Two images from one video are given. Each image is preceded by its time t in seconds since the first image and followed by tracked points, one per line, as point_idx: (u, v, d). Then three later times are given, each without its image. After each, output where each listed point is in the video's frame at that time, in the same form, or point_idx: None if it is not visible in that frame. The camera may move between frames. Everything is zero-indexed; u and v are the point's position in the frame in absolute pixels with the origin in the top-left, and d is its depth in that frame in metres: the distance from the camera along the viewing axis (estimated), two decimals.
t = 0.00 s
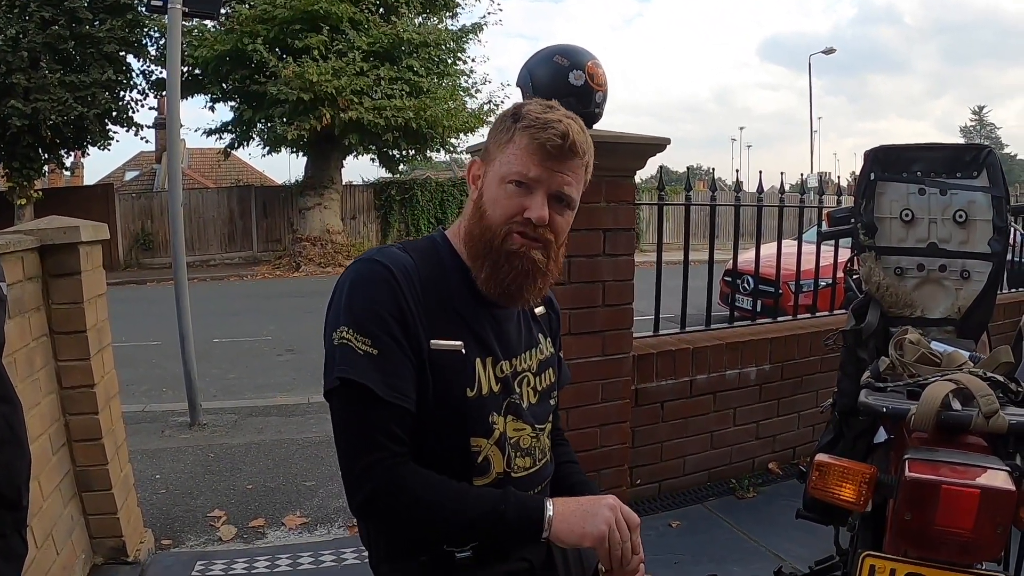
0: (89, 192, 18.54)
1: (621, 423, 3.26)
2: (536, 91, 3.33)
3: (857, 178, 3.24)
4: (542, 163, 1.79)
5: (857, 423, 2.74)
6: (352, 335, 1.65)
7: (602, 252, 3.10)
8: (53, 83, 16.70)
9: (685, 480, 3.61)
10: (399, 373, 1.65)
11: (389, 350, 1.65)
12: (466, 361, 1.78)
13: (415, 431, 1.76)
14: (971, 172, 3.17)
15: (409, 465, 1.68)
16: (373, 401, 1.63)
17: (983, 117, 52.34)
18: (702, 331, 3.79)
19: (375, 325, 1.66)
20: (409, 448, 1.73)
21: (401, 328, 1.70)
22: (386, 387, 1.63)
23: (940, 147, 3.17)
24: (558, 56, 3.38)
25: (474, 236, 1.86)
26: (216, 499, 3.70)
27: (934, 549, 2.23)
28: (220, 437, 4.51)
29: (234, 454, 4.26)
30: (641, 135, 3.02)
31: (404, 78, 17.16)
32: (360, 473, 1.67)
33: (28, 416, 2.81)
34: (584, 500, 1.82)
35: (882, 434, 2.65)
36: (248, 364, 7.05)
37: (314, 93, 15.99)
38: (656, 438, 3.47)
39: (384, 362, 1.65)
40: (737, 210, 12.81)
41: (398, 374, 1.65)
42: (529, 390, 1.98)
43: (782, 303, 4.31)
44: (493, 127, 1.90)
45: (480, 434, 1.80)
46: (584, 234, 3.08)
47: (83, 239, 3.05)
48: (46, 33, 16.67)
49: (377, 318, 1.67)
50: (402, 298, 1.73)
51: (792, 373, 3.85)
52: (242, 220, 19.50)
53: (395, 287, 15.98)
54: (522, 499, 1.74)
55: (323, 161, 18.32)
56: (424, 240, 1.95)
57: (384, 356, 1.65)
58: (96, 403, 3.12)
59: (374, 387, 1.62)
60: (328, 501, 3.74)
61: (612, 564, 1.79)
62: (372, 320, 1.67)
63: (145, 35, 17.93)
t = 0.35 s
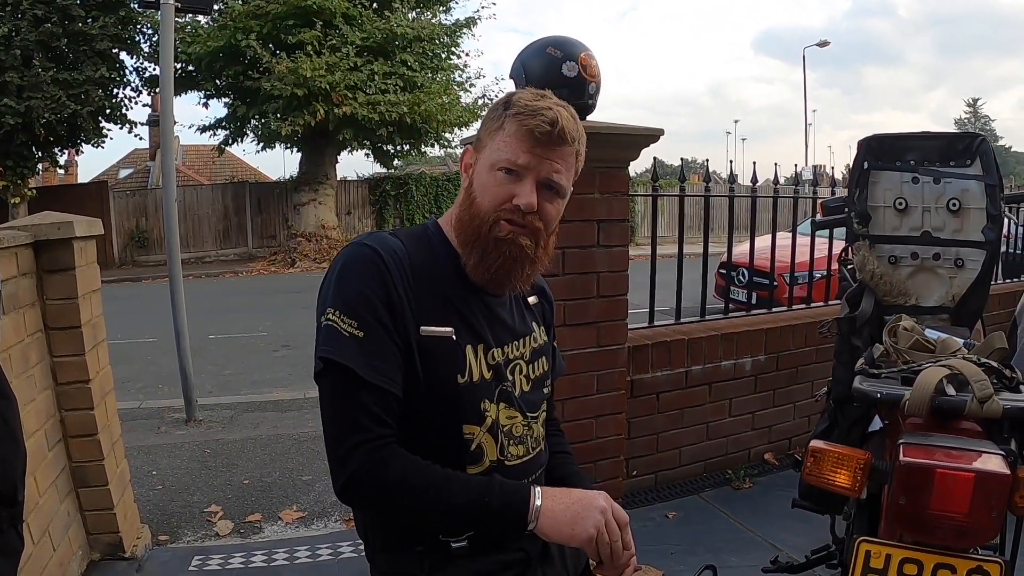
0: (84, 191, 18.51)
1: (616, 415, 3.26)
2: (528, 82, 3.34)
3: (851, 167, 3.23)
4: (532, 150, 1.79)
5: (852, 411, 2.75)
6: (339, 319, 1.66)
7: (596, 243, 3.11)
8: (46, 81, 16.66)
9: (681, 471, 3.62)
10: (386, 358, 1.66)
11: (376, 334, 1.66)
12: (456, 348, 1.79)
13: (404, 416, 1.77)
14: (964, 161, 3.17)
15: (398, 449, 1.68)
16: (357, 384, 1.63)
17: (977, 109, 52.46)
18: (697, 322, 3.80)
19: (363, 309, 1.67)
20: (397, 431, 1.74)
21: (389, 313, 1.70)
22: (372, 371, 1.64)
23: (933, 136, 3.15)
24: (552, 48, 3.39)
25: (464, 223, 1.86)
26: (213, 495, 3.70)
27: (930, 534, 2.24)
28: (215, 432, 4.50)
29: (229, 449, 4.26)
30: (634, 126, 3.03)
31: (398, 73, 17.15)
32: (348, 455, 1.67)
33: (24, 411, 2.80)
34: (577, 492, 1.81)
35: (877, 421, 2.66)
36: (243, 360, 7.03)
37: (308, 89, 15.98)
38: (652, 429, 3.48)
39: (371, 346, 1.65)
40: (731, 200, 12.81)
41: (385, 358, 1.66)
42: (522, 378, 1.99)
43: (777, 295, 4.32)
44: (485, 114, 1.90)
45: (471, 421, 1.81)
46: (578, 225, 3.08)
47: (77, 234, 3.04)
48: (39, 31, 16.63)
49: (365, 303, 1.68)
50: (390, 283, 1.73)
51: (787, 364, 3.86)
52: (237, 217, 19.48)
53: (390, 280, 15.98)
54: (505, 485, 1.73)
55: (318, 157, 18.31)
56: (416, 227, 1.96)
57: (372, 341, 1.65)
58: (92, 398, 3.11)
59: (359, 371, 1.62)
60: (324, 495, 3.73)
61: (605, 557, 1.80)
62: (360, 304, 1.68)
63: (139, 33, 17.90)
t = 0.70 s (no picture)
0: (82, 189, 18.49)
1: (616, 416, 3.27)
2: (528, 85, 3.34)
3: (849, 171, 3.23)
4: (531, 157, 1.79)
5: (850, 414, 2.76)
6: (337, 327, 1.67)
7: (595, 245, 3.11)
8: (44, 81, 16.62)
9: (680, 472, 3.62)
10: (383, 366, 1.68)
11: (374, 342, 1.67)
12: (455, 354, 1.81)
13: (402, 423, 1.78)
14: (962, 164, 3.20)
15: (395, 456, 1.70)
16: (353, 392, 1.65)
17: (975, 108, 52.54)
18: (696, 323, 3.81)
19: (361, 316, 1.69)
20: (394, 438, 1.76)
21: (386, 320, 1.71)
22: (369, 380, 1.66)
23: (932, 140, 3.19)
24: (551, 50, 3.39)
25: (464, 228, 1.87)
26: (212, 496, 3.71)
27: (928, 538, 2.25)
28: (215, 434, 4.51)
29: (229, 451, 4.26)
30: (634, 128, 3.03)
31: (397, 73, 17.13)
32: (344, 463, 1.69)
33: (25, 414, 2.81)
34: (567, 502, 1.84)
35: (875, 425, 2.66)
36: (242, 361, 7.04)
37: (307, 90, 15.94)
38: (652, 431, 3.49)
39: (368, 354, 1.67)
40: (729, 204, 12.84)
41: (382, 366, 1.67)
42: (520, 382, 1.99)
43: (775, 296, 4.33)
44: (485, 119, 1.90)
45: (470, 426, 1.82)
46: (578, 227, 3.09)
47: (77, 237, 3.03)
48: (37, 31, 16.59)
49: (363, 310, 1.69)
50: (389, 290, 1.75)
51: (786, 365, 3.87)
52: (235, 217, 19.47)
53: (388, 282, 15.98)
54: (499, 495, 1.76)
55: (316, 157, 18.28)
56: (416, 232, 1.97)
57: (369, 349, 1.67)
58: (91, 401, 3.11)
59: (356, 380, 1.64)
60: (324, 497, 3.74)
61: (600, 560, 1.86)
62: (358, 312, 1.69)
63: (137, 31, 17.88)
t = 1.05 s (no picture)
0: (76, 180, 18.42)
1: (612, 405, 3.28)
2: (523, 74, 3.35)
3: (845, 159, 3.24)
4: (537, 162, 1.78)
5: (845, 403, 2.77)
6: (337, 322, 1.68)
7: (591, 234, 3.10)
8: (37, 73, 16.51)
9: (676, 460, 3.64)
10: (382, 360, 1.69)
11: (373, 337, 1.68)
12: (455, 345, 1.82)
13: (403, 415, 1.79)
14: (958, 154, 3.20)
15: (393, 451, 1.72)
16: (353, 388, 1.67)
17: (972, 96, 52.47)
18: (691, 311, 3.81)
19: (361, 311, 1.69)
20: (395, 431, 1.77)
21: (386, 313, 1.72)
22: (369, 375, 1.67)
23: (928, 129, 3.18)
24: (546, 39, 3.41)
25: (465, 225, 1.87)
26: (210, 487, 3.72)
27: (924, 527, 2.26)
28: (211, 425, 4.52)
29: (226, 442, 4.26)
30: (630, 118, 3.03)
31: (391, 61, 17.04)
32: (344, 458, 1.71)
33: (21, 408, 2.80)
34: (564, 495, 1.88)
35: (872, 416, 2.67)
36: (238, 352, 7.03)
37: (301, 79, 15.86)
38: (648, 419, 3.50)
39: (366, 349, 1.68)
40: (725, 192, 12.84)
41: (381, 360, 1.68)
42: (519, 372, 2.01)
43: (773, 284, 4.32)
44: (490, 115, 1.86)
45: (470, 418, 1.83)
46: (574, 216, 3.08)
47: (72, 230, 3.02)
48: (30, 22, 16.48)
49: (363, 305, 1.70)
50: (389, 283, 1.75)
51: (782, 353, 3.88)
52: (230, 207, 19.42)
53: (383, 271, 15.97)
54: (497, 490, 1.79)
55: (311, 146, 18.23)
56: (415, 222, 1.97)
57: (367, 344, 1.68)
58: (87, 393, 3.11)
59: (356, 376, 1.66)
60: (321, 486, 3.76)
61: (598, 551, 1.92)
62: (358, 307, 1.70)
63: (129, 21, 17.77)
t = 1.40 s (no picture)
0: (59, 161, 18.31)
1: (598, 355, 3.24)
2: (505, 23, 3.31)
3: (833, 102, 3.18)
4: (553, 152, 1.76)
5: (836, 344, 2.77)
6: (311, 274, 1.67)
7: (575, 182, 3.06)
8: (14, 47, 16.26)
9: (664, 412, 3.63)
10: (359, 310, 1.68)
11: (348, 287, 1.67)
12: (435, 290, 1.81)
13: (383, 362, 1.79)
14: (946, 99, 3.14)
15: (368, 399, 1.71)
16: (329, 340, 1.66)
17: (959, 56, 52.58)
18: (677, 263, 3.78)
19: (335, 261, 1.68)
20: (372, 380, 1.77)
21: (361, 262, 1.71)
22: (345, 326, 1.66)
23: (916, 74, 3.12)
24: None
25: (464, 185, 1.86)
26: (197, 450, 3.71)
27: (917, 461, 2.22)
28: (195, 388, 4.50)
29: (215, 406, 4.22)
30: (613, 64, 2.99)
31: (373, 23, 16.97)
32: (320, 411, 1.71)
33: (2, 371, 2.75)
34: (540, 438, 1.85)
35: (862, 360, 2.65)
36: (221, 316, 7.03)
37: (283, 43, 15.76)
38: (636, 369, 3.49)
39: (342, 300, 1.67)
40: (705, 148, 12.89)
41: (357, 311, 1.68)
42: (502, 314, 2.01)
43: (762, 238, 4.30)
44: (503, 84, 1.75)
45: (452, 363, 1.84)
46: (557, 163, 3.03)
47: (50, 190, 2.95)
48: None
49: (336, 254, 1.69)
50: (364, 232, 1.73)
51: (770, 304, 3.86)
52: (213, 174, 19.35)
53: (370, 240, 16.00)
54: (476, 439, 1.77)
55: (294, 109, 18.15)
56: (391, 166, 1.94)
57: (343, 296, 1.67)
58: (70, 356, 3.06)
59: (331, 327, 1.65)
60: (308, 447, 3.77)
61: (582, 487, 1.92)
62: (331, 256, 1.68)
63: None
